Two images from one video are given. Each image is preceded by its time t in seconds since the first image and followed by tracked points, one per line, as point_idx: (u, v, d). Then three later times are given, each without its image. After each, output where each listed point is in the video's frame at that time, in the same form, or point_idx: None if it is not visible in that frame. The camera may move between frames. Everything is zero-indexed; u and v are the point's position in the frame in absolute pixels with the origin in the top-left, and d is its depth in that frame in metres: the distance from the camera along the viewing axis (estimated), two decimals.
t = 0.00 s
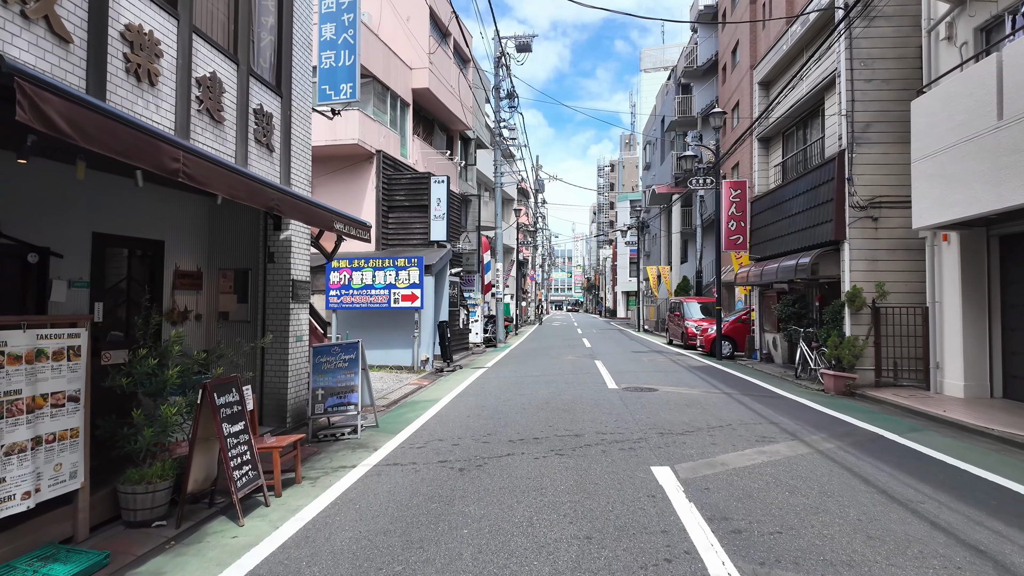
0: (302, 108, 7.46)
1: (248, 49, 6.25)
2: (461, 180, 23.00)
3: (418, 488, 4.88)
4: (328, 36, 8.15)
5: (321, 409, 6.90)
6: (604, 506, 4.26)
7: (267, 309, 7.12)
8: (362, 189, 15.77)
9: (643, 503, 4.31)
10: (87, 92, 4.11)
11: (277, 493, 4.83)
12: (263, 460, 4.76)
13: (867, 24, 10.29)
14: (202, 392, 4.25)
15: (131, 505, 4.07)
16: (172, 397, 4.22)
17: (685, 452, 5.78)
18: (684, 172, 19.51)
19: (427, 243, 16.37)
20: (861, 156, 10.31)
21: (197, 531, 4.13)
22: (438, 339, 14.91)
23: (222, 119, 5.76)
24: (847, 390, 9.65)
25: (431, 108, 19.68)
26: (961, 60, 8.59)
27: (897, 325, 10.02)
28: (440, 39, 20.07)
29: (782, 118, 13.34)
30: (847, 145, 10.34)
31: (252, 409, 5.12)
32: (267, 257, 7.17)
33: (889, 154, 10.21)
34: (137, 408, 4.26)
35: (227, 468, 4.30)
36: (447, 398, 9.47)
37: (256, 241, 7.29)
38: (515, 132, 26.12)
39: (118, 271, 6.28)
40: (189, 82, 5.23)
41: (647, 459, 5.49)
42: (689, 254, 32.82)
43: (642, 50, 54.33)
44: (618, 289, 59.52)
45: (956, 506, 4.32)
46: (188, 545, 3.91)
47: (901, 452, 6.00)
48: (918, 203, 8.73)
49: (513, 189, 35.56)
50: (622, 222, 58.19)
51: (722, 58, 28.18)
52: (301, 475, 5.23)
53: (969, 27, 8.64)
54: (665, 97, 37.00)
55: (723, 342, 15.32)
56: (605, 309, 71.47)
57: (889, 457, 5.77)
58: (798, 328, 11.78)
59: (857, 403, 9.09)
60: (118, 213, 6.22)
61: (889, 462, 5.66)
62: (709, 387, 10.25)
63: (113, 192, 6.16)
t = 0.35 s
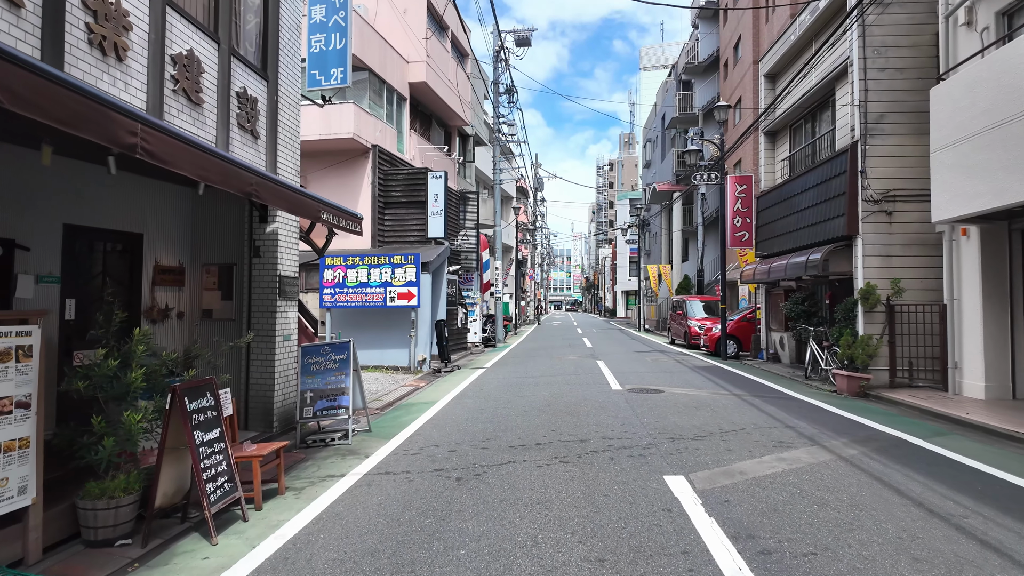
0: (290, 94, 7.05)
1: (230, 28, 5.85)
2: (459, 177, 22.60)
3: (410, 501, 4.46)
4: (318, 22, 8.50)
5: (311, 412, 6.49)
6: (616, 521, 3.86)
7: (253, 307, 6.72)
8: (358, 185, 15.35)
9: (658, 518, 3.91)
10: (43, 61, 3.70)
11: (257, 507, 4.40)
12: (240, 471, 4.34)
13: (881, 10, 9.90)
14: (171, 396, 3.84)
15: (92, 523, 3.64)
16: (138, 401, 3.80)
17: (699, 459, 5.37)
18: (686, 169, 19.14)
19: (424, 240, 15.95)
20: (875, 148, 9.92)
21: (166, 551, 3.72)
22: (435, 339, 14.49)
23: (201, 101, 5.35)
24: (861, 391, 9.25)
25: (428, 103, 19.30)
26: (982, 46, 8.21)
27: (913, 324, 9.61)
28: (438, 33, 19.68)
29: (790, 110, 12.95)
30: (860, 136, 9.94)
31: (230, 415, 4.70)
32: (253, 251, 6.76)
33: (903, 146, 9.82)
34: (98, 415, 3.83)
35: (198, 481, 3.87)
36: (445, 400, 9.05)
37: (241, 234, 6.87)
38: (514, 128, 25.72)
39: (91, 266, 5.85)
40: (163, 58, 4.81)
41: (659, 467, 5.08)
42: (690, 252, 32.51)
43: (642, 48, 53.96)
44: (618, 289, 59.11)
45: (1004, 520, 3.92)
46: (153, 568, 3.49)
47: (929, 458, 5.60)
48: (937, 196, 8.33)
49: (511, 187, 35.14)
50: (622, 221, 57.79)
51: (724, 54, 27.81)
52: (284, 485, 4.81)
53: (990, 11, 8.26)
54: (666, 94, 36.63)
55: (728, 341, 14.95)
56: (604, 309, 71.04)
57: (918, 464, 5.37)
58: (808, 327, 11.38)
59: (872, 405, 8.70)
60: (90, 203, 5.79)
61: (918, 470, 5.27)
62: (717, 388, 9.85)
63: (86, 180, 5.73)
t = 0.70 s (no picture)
0: (281, 81, 6.64)
1: (215, 8, 5.44)
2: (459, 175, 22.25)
3: (408, 521, 4.06)
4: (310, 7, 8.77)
5: (304, 420, 6.11)
6: (637, 547, 3.47)
7: (241, 307, 6.31)
8: (356, 181, 14.97)
9: (684, 543, 3.51)
10: None
11: (240, 526, 4.01)
12: (220, 486, 3.95)
13: None
14: (140, 407, 3.42)
15: (49, 551, 3.21)
16: (103, 413, 3.39)
17: (720, 472, 4.97)
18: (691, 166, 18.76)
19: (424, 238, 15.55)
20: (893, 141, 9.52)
21: None
22: (435, 340, 14.10)
23: (183, 83, 4.94)
24: (880, 395, 8.86)
25: (428, 99, 18.96)
26: (1009, 34, 7.81)
27: (933, 325, 9.23)
28: (438, 27, 19.31)
29: (801, 104, 12.57)
30: (877, 129, 9.55)
31: (211, 425, 4.30)
32: (241, 248, 6.34)
33: (922, 140, 9.41)
34: (57, 427, 3.42)
35: (171, 502, 3.45)
36: (446, 404, 8.66)
37: (228, 230, 6.46)
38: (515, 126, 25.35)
39: (66, 263, 5.45)
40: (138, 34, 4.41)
41: (679, 482, 4.68)
42: (693, 251, 32.15)
43: (643, 48, 53.70)
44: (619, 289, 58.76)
45: None
46: None
47: (967, 470, 5.21)
48: (962, 191, 7.93)
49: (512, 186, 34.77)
50: (623, 221, 57.43)
51: (727, 50, 27.42)
52: (271, 501, 4.42)
53: None
54: (668, 93, 36.27)
55: (736, 342, 14.61)
56: (605, 309, 70.69)
57: (956, 477, 4.97)
58: (821, 328, 11.00)
59: (893, 410, 8.31)
60: (66, 194, 5.39)
61: (958, 483, 4.87)
62: (729, 391, 9.47)
63: (60, 170, 5.32)
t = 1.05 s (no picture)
0: (272, 68, 6.24)
1: None
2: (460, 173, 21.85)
3: (404, 546, 3.66)
4: None
5: (296, 428, 5.73)
6: None
7: (228, 308, 5.91)
8: (354, 178, 14.57)
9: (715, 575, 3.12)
10: None
11: (218, 551, 3.62)
12: (197, 506, 3.55)
13: None
14: (102, 422, 3.03)
15: None
16: (60, 428, 3.01)
17: (744, 488, 4.58)
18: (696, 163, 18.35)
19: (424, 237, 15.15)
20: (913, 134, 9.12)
21: None
22: (435, 341, 13.71)
23: (161, 64, 4.54)
24: (902, 399, 8.46)
25: (428, 95, 18.57)
26: None
27: (956, 326, 8.82)
28: (439, 21, 18.91)
29: (813, 97, 12.18)
30: (897, 122, 9.15)
31: (188, 439, 3.90)
32: (228, 244, 5.94)
33: (944, 133, 9.03)
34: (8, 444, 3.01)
35: (138, 528, 3.05)
36: (446, 409, 8.26)
37: (215, 226, 6.07)
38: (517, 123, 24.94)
39: (38, 259, 5.05)
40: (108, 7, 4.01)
41: (702, 499, 4.29)
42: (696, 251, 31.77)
43: (645, 46, 53.32)
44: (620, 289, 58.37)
45: None
46: None
47: (1011, 484, 4.82)
48: (991, 186, 7.53)
49: (513, 185, 34.36)
50: (625, 220, 57.03)
51: (731, 47, 27.04)
52: (255, 521, 4.03)
53: None
54: (671, 90, 35.85)
55: (744, 344, 14.22)
56: (606, 309, 70.27)
57: (1002, 493, 4.57)
58: (835, 329, 10.60)
59: (915, 415, 7.91)
60: (37, 186, 4.99)
61: (1003, 499, 4.48)
62: (742, 396, 9.07)
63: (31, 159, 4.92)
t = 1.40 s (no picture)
0: (255, 50, 5.84)
1: None
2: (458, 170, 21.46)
3: (389, 571, 3.26)
4: None
5: (280, 434, 5.34)
6: None
7: (207, 306, 5.52)
8: (348, 174, 14.20)
9: None
10: None
11: None
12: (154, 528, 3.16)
13: None
14: (39, 434, 2.64)
15: None
16: None
17: (764, 501, 4.20)
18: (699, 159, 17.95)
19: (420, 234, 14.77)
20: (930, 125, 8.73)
21: None
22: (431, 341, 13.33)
23: (125, 37, 4.14)
24: (919, 402, 8.08)
25: (425, 90, 18.17)
26: None
27: (975, 326, 8.44)
28: (436, 15, 18.52)
29: (821, 89, 11.79)
30: (913, 111, 8.76)
31: (150, 451, 3.52)
32: (207, 238, 5.56)
33: (962, 124, 8.64)
34: None
35: (80, 556, 2.65)
36: (442, 412, 7.88)
37: (193, 218, 5.68)
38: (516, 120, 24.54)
39: None
40: None
41: (719, 515, 3.90)
42: (697, 249, 31.34)
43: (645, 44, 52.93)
44: (620, 288, 57.96)
45: None
46: None
47: None
48: (1016, 177, 7.15)
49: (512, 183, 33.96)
50: (625, 219, 56.64)
51: (734, 43, 26.65)
52: (225, 541, 3.64)
53: None
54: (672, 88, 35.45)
55: (750, 343, 13.84)
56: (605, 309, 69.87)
57: None
58: (847, 329, 10.21)
59: (934, 419, 7.53)
60: None
61: None
62: (751, 398, 8.68)
63: None
